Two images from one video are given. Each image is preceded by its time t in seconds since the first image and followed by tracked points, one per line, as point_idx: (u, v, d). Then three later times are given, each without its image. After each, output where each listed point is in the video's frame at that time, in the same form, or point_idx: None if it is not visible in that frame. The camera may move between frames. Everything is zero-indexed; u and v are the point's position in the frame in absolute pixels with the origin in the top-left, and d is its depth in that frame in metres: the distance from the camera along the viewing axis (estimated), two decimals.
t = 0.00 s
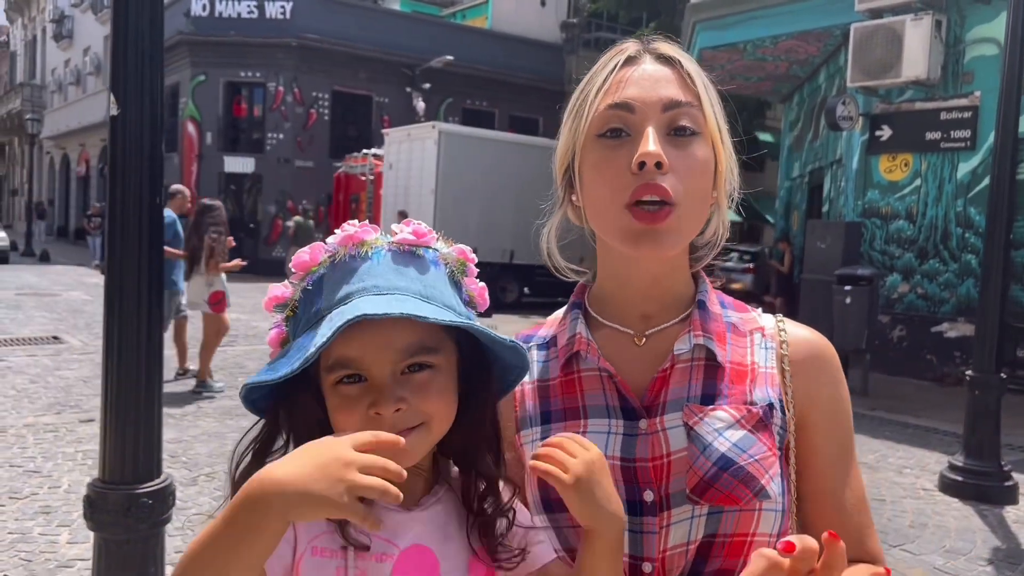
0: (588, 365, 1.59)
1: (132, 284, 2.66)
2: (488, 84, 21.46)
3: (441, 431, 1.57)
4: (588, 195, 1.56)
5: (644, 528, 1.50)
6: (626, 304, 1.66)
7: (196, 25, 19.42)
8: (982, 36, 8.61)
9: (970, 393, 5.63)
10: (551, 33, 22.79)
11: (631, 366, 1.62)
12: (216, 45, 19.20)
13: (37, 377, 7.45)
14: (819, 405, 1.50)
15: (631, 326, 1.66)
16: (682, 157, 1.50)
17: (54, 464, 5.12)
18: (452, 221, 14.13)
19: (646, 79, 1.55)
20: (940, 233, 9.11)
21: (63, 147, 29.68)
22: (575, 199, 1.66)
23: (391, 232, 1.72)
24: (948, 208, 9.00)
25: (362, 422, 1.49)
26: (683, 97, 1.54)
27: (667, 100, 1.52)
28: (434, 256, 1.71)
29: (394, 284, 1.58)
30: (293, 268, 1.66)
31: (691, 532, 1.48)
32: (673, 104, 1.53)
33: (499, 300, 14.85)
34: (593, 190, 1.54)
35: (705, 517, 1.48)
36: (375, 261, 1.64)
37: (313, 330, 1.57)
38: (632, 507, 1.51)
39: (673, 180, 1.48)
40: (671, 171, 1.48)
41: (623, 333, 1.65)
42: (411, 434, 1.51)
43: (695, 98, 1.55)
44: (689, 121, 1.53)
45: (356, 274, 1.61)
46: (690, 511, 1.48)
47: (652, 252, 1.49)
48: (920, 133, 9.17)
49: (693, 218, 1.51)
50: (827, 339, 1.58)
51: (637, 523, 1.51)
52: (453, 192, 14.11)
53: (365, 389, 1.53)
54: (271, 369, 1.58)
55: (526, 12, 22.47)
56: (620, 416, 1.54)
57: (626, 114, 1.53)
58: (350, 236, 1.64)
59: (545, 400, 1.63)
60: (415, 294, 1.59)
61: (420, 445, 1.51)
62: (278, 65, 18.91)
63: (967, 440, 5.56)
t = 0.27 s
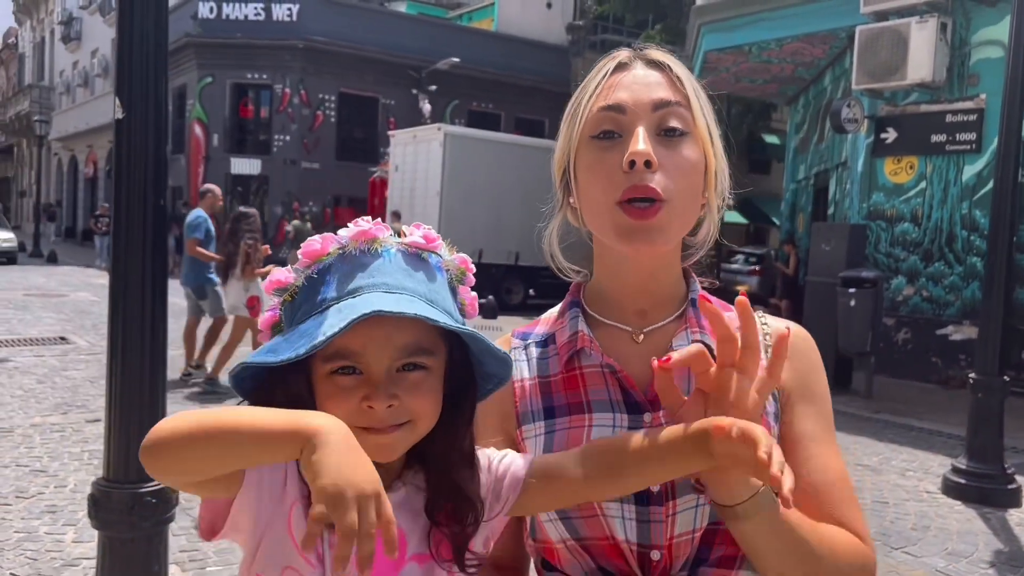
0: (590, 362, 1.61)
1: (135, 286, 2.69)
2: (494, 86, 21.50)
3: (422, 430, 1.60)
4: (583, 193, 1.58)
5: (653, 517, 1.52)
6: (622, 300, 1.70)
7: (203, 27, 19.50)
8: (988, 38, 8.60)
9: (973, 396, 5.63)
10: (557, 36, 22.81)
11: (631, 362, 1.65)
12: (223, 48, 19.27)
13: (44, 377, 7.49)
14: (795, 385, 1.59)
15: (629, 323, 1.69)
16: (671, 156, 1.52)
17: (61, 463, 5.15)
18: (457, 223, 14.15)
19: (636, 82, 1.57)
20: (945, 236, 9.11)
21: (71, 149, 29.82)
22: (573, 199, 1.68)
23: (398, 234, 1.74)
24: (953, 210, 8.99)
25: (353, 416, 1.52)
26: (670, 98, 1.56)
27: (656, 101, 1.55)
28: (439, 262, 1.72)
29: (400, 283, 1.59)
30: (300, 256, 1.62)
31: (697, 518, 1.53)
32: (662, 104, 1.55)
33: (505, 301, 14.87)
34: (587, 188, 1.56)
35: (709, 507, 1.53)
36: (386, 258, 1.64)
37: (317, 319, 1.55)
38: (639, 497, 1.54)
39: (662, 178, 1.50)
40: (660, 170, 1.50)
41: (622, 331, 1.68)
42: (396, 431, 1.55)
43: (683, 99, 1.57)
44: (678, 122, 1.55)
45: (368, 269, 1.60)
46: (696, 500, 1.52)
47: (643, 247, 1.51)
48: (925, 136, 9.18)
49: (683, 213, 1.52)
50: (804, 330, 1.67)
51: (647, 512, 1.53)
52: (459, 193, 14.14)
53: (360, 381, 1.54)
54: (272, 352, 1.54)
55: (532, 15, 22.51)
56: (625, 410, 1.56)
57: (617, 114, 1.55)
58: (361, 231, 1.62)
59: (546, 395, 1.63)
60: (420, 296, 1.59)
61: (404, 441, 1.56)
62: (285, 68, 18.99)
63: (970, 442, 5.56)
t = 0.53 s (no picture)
0: (590, 355, 1.64)
1: (141, 287, 2.73)
2: (501, 88, 21.53)
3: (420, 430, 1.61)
4: (578, 205, 1.61)
5: (655, 500, 1.56)
6: (617, 297, 1.72)
7: (211, 30, 19.57)
8: (994, 41, 8.59)
9: (977, 398, 5.63)
10: (564, 38, 22.81)
11: (629, 355, 1.68)
12: (231, 50, 19.34)
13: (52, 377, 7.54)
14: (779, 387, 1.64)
15: (623, 319, 1.72)
16: (659, 169, 1.54)
17: (68, 463, 5.19)
18: (463, 225, 14.16)
19: (626, 99, 1.59)
20: (952, 239, 9.10)
21: (79, 150, 29.97)
22: (568, 210, 1.70)
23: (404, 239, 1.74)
24: (959, 213, 8.98)
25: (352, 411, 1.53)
26: (659, 113, 1.58)
27: (645, 117, 1.56)
28: (439, 268, 1.73)
29: (404, 289, 1.61)
30: (307, 257, 1.63)
31: (695, 501, 1.57)
32: (651, 119, 1.57)
33: (512, 303, 14.88)
34: (581, 201, 1.58)
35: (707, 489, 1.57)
36: (390, 263, 1.66)
37: (322, 320, 1.58)
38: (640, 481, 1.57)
39: (651, 193, 1.52)
40: (649, 184, 1.52)
41: (617, 327, 1.71)
42: (392, 429, 1.55)
43: (670, 113, 1.59)
44: (667, 137, 1.57)
45: (373, 274, 1.62)
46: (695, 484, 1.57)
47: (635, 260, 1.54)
48: (932, 138, 9.17)
49: (673, 225, 1.55)
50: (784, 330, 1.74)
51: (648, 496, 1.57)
52: (465, 196, 14.16)
53: (360, 380, 1.57)
54: (276, 349, 1.58)
55: (539, 17, 22.56)
56: (625, 399, 1.60)
57: (608, 131, 1.57)
58: (367, 236, 1.64)
59: (547, 386, 1.65)
60: (421, 302, 1.61)
61: (398, 440, 1.56)
62: (293, 70, 19.06)
63: (975, 445, 5.56)
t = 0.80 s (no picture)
0: (586, 355, 1.63)
1: (149, 288, 2.76)
2: (508, 90, 21.57)
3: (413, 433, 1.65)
4: (574, 214, 1.62)
5: (645, 495, 1.56)
6: (608, 301, 1.73)
7: (219, 32, 19.66)
8: (1001, 43, 8.57)
9: (982, 401, 5.63)
10: (571, 40, 22.83)
11: (622, 357, 1.68)
12: (239, 52, 19.41)
13: (61, 378, 7.59)
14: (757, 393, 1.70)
15: (615, 322, 1.73)
16: (654, 180, 1.57)
17: (77, 463, 5.23)
18: (469, 227, 14.19)
19: (624, 112, 1.62)
20: (958, 241, 9.09)
21: (89, 152, 30.13)
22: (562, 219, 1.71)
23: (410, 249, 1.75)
24: (966, 216, 8.97)
25: (350, 411, 1.57)
26: (656, 127, 1.60)
27: (642, 130, 1.59)
28: (443, 277, 1.75)
29: (410, 299, 1.63)
30: (318, 259, 1.64)
31: (683, 496, 1.58)
32: (648, 133, 1.60)
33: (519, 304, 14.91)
34: (579, 208, 1.60)
35: (696, 484, 1.59)
36: (398, 272, 1.67)
37: (330, 325, 1.59)
38: (634, 478, 1.57)
39: (648, 202, 1.55)
40: (646, 194, 1.55)
41: (610, 329, 1.71)
42: (385, 430, 1.59)
43: (666, 128, 1.62)
44: (662, 149, 1.60)
45: (384, 284, 1.64)
46: (684, 480, 1.58)
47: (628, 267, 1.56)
48: (939, 141, 9.16)
49: (667, 234, 1.58)
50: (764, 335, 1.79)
51: (639, 491, 1.56)
52: (472, 198, 14.20)
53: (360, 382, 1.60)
54: (284, 348, 1.58)
55: (547, 19, 22.61)
56: (619, 400, 1.59)
57: (607, 142, 1.59)
58: (378, 245, 1.65)
59: (544, 385, 1.64)
60: (425, 313, 1.65)
61: (390, 439, 1.60)
62: (301, 72, 19.13)
63: (980, 448, 5.56)
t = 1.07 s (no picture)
0: (573, 355, 1.65)
1: (156, 288, 2.80)
2: (515, 92, 21.61)
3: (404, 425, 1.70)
4: (568, 214, 1.65)
5: (631, 491, 1.59)
6: (597, 299, 1.75)
7: (228, 34, 19.74)
8: (1009, 45, 8.56)
9: (987, 403, 5.63)
10: (579, 42, 22.84)
11: (609, 356, 1.71)
12: (248, 54, 19.48)
13: (70, 378, 7.65)
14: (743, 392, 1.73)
15: (603, 321, 1.75)
16: (650, 183, 1.61)
17: (85, 462, 5.28)
18: (476, 228, 14.22)
19: (621, 115, 1.64)
20: (965, 244, 9.08)
21: (98, 154, 30.27)
22: (555, 218, 1.74)
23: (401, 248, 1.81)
24: (972, 218, 8.96)
25: (344, 403, 1.62)
26: (653, 133, 1.64)
27: (639, 135, 1.62)
28: (432, 276, 1.79)
29: (402, 296, 1.68)
30: (311, 258, 1.68)
31: (669, 493, 1.60)
32: (645, 139, 1.63)
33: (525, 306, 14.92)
34: (573, 208, 1.62)
35: (682, 480, 1.61)
36: (389, 270, 1.72)
37: (323, 321, 1.63)
38: (620, 474, 1.59)
39: (644, 204, 1.58)
40: (643, 197, 1.58)
41: (597, 327, 1.74)
42: (377, 423, 1.64)
43: (662, 134, 1.65)
44: (657, 154, 1.64)
45: (376, 281, 1.68)
46: (669, 476, 1.60)
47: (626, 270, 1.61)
48: (945, 143, 9.16)
49: (661, 236, 1.62)
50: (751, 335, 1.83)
51: (626, 488, 1.59)
52: (478, 199, 14.23)
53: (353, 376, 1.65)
54: (280, 344, 1.62)
55: (554, 22, 22.64)
56: (606, 398, 1.62)
57: (605, 146, 1.62)
58: (370, 243, 1.70)
59: (531, 385, 1.66)
60: (415, 308, 1.69)
61: (383, 432, 1.65)
62: (309, 74, 19.20)
63: (984, 450, 5.57)
